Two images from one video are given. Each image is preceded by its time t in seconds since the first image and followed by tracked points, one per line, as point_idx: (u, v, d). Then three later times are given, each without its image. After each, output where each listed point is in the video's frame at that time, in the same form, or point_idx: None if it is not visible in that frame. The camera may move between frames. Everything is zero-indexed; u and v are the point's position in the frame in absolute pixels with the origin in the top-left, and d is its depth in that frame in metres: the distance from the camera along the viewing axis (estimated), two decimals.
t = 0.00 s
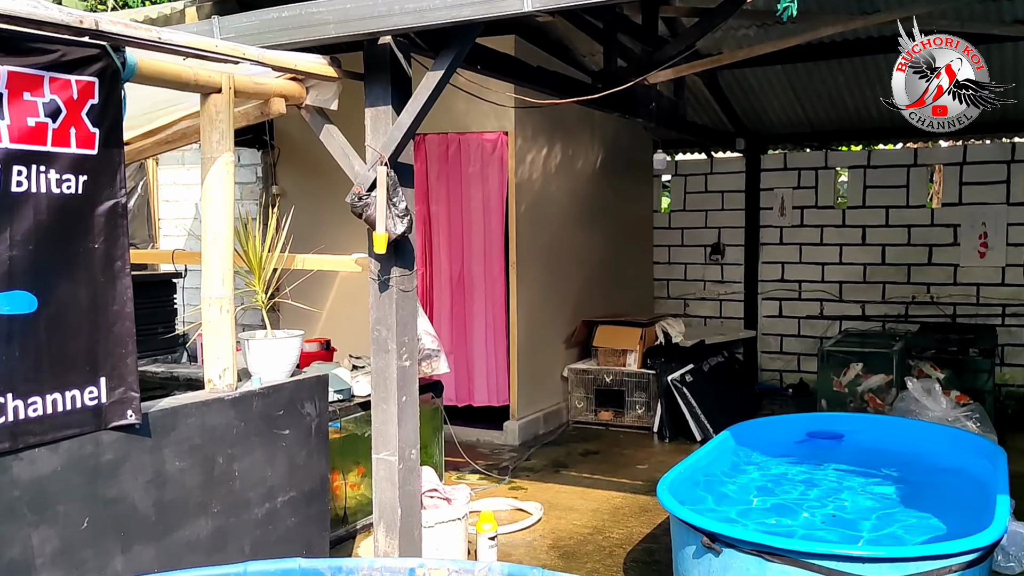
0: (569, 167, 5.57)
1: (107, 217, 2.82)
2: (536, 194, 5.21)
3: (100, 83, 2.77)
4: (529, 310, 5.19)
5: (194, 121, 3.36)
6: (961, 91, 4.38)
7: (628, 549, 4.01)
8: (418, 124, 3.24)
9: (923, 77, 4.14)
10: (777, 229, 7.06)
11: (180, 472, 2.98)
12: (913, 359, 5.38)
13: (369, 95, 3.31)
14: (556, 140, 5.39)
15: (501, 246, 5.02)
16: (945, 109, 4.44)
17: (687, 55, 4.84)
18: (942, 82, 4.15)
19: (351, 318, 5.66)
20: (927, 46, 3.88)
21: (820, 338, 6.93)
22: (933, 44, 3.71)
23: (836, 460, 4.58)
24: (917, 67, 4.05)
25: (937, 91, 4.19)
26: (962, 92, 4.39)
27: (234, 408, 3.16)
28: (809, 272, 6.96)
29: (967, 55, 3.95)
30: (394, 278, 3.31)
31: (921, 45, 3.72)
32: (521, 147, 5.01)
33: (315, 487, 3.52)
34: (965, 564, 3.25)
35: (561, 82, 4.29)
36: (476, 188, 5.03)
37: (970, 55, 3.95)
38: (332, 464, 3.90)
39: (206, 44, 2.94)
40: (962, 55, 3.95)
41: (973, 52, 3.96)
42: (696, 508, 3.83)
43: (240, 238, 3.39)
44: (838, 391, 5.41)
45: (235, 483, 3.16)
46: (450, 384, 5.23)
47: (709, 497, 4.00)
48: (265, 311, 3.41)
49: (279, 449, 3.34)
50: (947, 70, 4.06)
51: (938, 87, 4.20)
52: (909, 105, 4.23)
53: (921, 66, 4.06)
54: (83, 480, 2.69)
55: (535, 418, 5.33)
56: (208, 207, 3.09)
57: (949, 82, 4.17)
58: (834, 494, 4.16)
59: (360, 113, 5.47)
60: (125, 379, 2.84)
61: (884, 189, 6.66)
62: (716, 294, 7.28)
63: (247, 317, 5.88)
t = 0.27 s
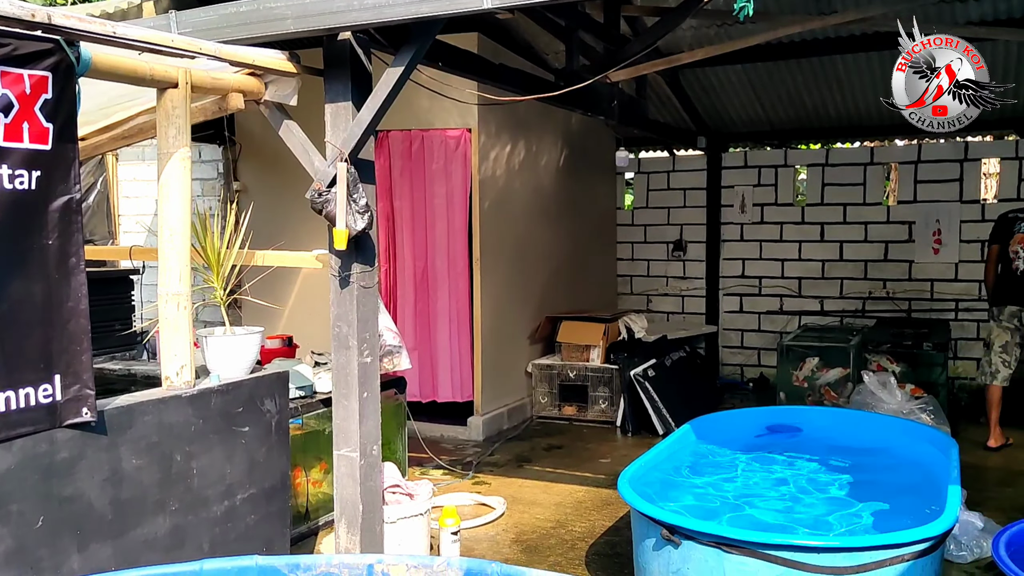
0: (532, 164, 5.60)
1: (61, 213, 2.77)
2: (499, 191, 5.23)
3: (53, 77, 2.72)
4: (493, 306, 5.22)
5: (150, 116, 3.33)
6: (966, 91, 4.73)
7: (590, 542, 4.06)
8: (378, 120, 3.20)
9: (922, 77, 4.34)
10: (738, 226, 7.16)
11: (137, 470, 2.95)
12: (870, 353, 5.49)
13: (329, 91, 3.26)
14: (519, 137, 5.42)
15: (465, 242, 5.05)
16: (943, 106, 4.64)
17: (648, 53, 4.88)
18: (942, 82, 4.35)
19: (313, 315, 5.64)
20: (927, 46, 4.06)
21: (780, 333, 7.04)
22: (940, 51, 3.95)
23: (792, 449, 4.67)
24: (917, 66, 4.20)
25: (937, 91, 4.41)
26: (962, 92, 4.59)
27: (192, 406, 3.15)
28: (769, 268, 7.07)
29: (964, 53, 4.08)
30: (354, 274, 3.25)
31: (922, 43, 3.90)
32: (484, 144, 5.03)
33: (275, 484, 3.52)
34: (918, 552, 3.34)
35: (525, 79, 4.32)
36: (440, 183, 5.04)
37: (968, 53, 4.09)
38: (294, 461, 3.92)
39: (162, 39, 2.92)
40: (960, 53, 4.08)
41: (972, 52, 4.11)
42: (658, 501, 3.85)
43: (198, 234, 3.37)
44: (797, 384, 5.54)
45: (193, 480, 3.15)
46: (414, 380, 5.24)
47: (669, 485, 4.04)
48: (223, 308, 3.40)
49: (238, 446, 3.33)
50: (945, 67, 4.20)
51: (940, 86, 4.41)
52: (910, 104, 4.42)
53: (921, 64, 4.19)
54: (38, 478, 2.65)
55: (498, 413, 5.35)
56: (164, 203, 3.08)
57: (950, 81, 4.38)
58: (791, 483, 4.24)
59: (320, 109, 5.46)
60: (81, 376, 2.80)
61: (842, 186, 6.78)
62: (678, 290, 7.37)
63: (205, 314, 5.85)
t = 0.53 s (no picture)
0: (498, 161, 5.63)
1: (17, 209, 2.72)
2: (465, 187, 5.25)
3: (9, 71, 2.67)
4: (460, 302, 5.25)
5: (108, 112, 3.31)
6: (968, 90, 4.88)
7: (555, 536, 4.10)
8: (341, 116, 3.20)
9: (924, 77, 4.48)
10: (702, 223, 7.24)
11: (96, 468, 2.92)
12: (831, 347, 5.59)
13: (290, 87, 3.25)
14: (485, 134, 5.43)
15: (431, 238, 5.09)
16: (938, 107, 4.75)
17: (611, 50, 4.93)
18: (939, 82, 4.49)
19: (277, 312, 5.62)
20: (927, 46, 4.17)
21: (743, 328, 7.15)
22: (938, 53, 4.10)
23: (753, 441, 4.75)
24: (914, 63, 4.28)
25: (933, 91, 4.54)
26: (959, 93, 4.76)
27: (152, 403, 3.13)
28: (732, 265, 7.17)
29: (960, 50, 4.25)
30: (317, 270, 3.24)
31: (920, 42, 4.05)
32: (450, 141, 5.04)
33: (238, 481, 3.51)
34: (875, 542, 3.41)
35: (488, 76, 4.34)
36: (405, 180, 5.08)
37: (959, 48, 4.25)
38: (257, 458, 3.88)
39: (120, 33, 2.90)
40: (953, 50, 4.23)
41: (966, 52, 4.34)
42: (620, 495, 3.88)
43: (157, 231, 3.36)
44: (760, 378, 5.61)
45: (154, 478, 3.13)
46: (380, 376, 5.28)
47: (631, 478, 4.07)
48: (184, 305, 3.39)
49: (200, 444, 3.32)
50: (943, 67, 4.33)
51: (941, 87, 4.56)
52: (911, 104, 4.59)
53: (918, 61, 4.27)
54: None
55: (465, 409, 5.38)
56: (123, 199, 3.06)
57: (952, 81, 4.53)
58: (751, 474, 4.31)
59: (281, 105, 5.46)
60: (38, 374, 2.75)
61: (803, 183, 6.89)
62: (643, 286, 7.44)
63: (168, 311, 5.77)
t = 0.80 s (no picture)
0: (465, 158, 5.65)
1: None
2: (432, 183, 5.26)
3: None
4: (427, 297, 5.27)
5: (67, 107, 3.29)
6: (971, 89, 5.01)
7: (521, 530, 4.14)
8: (303, 111, 3.19)
9: (923, 77, 4.53)
10: (668, 219, 7.32)
11: (57, 466, 2.90)
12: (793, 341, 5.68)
13: (252, 81, 3.25)
14: (452, 130, 5.45)
15: (398, 234, 5.15)
16: (940, 108, 4.89)
17: (576, 47, 4.96)
18: (941, 83, 4.61)
19: (242, 308, 5.60)
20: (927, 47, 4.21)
21: (708, 323, 7.24)
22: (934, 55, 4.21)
23: (716, 434, 4.83)
24: (917, 67, 4.38)
25: (936, 91, 4.65)
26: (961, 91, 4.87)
27: (113, 400, 3.11)
28: (697, 260, 7.25)
29: (959, 51, 4.34)
30: (281, 266, 3.24)
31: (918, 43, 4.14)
32: (417, 137, 5.06)
33: (201, 478, 3.51)
34: (833, 532, 3.49)
35: (453, 72, 4.36)
36: (372, 177, 5.14)
37: (960, 49, 4.34)
38: (222, 453, 3.90)
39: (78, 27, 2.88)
40: (954, 52, 4.33)
41: (971, 53, 4.44)
42: (584, 486, 3.91)
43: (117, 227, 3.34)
44: (725, 372, 5.72)
45: (115, 475, 3.11)
46: (347, 372, 5.34)
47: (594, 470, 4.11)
48: (145, 302, 3.38)
49: (162, 441, 3.31)
50: (944, 68, 4.41)
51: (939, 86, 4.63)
52: (910, 103, 4.65)
53: (919, 65, 4.36)
54: None
55: (433, 405, 5.40)
56: (82, 194, 3.04)
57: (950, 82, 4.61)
58: (712, 465, 4.38)
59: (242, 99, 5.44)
60: None
61: (767, 180, 6.98)
62: (610, 281, 7.52)
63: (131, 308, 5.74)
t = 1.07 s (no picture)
0: (433, 155, 5.66)
1: None
2: (399, 180, 5.26)
3: None
4: (395, 295, 5.28)
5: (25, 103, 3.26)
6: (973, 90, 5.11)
7: (488, 525, 4.17)
8: (266, 108, 3.18)
9: (920, 76, 4.65)
10: (634, 217, 7.38)
11: (16, 466, 2.87)
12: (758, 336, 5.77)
13: (215, 77, 3.24)
14: (419, 127, 5.46)
15: (364, 230, 5.16)
16: (943, 109, 5.04)
17: (542, 45, 5.00)
18: (944, 85, 4.74)
19: (207, 306, 5.56)
20: (927, 47, 4.35)
21: (673, 319, 7.32)
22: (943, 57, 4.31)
23: (682, 428, 4.89)
24: (918, 68, 4.51)
25: (939, 92, 4.77)
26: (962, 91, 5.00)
27: (74, 399, 3.09)
28: (663, 257, 7.33)
29: (967, 55, 4.44)
30: (244, 263, 3.24)
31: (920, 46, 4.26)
32: (383, 134, 5.06)
33: (164, 477, 3.50)
34: (793, 523, 3.55)
35: (420, 70, 4.37)
36: (339, 174, 5.14)
37: (969, 54, 4.44)
38: (187, 452, 3.89)
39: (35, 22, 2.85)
40: (962, 55, 4.43)
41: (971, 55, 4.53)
42: (551, 481, 3.93)
43: (78, 224, 3.31)
44: (690, 367, 5.79)
45: (76, 475, 3.10)
46: (314, 369, 5.33)
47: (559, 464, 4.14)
48: (105, 299, 3.36)
49: (123, 440, 3.30)
50: (945, 69, 4.53)
51: (937, 86, 4.73)
52: (908, 104, 4.79)
53: (921, 66, 4.48)
54: None
55: (400, 402, 5.41)
56: (41, 191, 3.01)
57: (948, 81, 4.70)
58: (676, 458, 4.43)
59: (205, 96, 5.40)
60: None
61: (731, 178, 7.07)
62: (577, 278, 7.58)
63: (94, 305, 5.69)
